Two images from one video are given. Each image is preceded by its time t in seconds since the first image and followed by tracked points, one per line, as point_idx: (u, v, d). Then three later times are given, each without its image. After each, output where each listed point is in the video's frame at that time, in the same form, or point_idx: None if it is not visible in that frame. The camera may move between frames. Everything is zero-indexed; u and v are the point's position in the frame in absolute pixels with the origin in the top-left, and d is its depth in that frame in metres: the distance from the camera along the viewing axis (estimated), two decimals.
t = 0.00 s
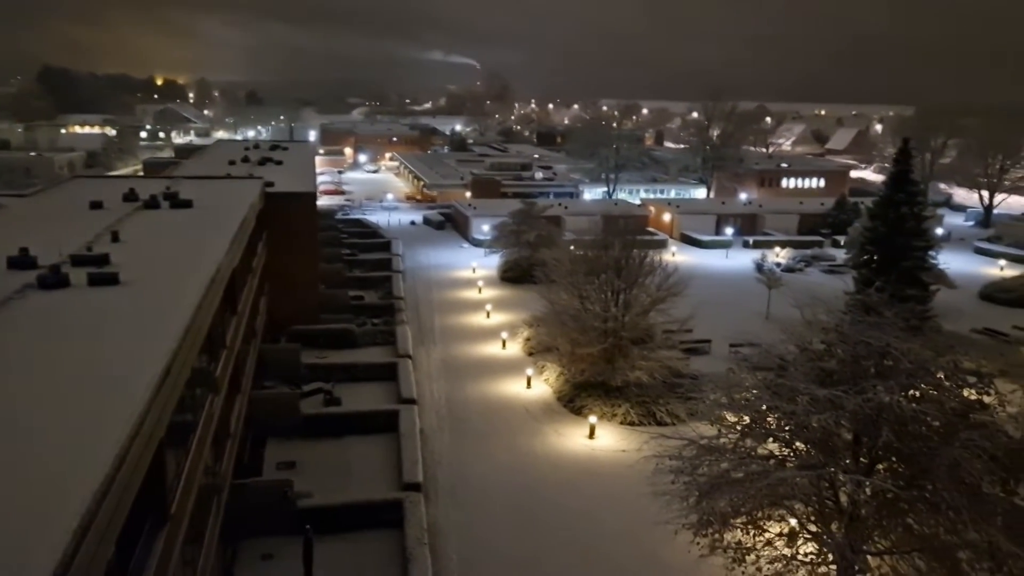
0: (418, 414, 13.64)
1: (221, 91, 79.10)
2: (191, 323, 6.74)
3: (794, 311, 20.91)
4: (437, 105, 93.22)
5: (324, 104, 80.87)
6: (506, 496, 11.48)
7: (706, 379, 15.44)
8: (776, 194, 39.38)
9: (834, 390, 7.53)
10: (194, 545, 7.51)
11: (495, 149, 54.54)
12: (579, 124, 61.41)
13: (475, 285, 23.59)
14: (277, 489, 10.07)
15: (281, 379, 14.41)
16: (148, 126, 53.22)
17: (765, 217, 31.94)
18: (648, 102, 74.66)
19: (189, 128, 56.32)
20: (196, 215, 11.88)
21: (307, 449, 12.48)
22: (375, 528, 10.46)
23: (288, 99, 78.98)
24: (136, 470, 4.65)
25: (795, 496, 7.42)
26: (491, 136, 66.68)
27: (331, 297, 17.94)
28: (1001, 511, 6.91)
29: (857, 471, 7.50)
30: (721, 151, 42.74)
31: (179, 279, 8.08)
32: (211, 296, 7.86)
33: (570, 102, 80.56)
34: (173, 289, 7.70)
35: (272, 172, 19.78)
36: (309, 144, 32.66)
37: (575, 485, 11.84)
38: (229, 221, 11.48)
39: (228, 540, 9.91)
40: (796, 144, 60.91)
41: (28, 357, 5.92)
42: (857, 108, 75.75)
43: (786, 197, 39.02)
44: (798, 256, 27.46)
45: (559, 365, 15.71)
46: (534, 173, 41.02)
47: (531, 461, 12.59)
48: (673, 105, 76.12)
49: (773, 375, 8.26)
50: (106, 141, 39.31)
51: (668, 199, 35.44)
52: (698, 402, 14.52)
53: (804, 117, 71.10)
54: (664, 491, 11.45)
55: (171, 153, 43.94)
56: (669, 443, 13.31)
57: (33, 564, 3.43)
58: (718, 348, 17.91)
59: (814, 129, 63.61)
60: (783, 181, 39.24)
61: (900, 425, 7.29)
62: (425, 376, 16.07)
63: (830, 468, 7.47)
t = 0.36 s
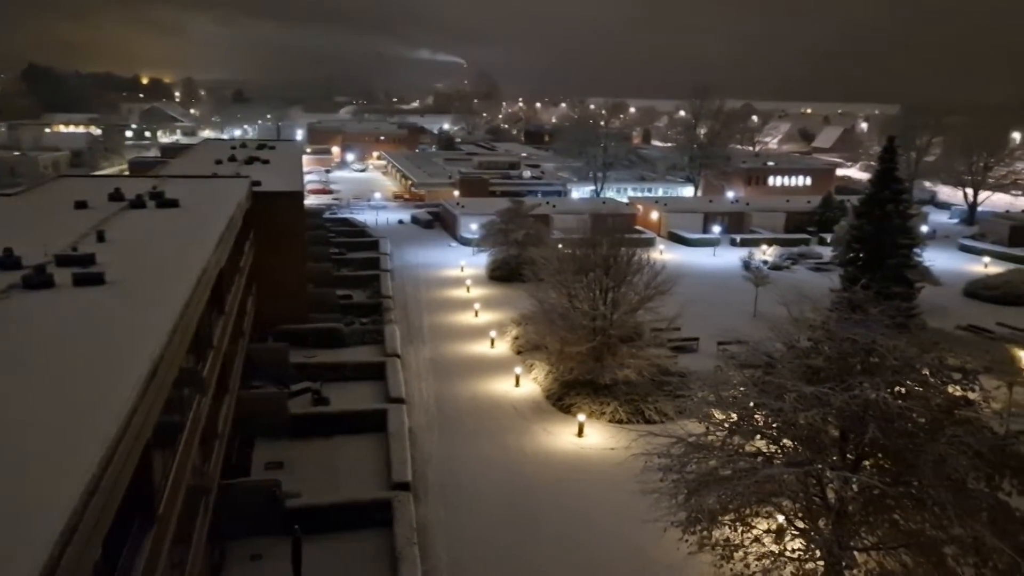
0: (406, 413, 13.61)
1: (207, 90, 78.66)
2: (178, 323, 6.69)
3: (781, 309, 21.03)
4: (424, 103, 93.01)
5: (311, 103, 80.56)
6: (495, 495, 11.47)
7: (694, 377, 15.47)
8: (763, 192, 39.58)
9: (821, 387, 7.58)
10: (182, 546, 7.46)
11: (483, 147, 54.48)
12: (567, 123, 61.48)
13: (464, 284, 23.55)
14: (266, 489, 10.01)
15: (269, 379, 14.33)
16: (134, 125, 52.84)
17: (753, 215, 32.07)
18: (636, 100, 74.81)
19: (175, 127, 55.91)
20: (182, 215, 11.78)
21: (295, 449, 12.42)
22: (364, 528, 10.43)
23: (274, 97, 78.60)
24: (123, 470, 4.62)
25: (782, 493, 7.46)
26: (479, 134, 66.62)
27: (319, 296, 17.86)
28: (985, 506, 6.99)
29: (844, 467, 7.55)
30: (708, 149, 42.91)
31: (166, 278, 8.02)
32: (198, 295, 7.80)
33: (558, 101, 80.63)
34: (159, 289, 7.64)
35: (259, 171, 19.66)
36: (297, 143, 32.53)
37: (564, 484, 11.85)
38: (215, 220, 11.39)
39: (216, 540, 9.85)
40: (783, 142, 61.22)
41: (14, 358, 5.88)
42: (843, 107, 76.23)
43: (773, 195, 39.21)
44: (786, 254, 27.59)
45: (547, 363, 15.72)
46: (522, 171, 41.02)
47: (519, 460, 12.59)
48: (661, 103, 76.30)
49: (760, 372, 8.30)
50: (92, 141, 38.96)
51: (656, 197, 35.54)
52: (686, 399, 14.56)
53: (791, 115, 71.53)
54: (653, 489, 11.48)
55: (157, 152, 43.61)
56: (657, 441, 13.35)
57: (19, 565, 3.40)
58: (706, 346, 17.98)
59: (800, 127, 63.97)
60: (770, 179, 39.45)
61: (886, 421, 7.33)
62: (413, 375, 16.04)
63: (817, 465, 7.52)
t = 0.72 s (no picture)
0: (393, 412, 13.58)
1: (190, 89, 78.06)
2: (162, 323, 6.63)
3: (766, 305, 21.20)
4: (409, 102, 92.89)
5: (296, 102, 80.22)
6: (483, 492, 11.52)
7: (680, 374, 15.55)
8: (748, 190, 39.83)
9: (806, 383, 7.64)
10: (168, 546, 7.41)
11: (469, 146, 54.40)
12: (553, 121, 61.57)
13: (451, 283, 23.54)
14: (252, 489, 9.95)
15: (255, 379, 14.26)
16: (117, 124, 52.37)
17: (738, 213, 32.26)
18: (621, 98, 75.04)
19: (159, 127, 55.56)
20: (166, 214, 11.68)
21: (282, 449, 12.37)
22: (352, 528, 10.39)
23: (259, 96, 78.14)
24: (108, 472, 4.56)
25: (768, 488, 7.51)
26: (465, 133, 66.61)
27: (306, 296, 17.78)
28: (968, 499, 7.06)
29: (829, 462, 7.61)
30: (693, 147, 43.11)
31: (150, 279, 7.95)
32: (183, 295, 7.74)
33: (543, 99, 80.73)
34: (145, 290, 7.57)
35: (243, 170, 19.52)
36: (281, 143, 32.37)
37: (553, 481, 11.88)
38: (199, 220, 11.30)
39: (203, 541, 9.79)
40: (767, 140, 61.59)
41: None
42: (827, 104, 76.83)
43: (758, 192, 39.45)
44: (771, 251, 27.78)
45: (534, 361, 15.75)
46: (508, 170, 41.03)
47: (507, 458, 12.61)
48: (645, 102, 76.85)
49: (746, 368, 8.34)
50: (74, 141, 38.57)
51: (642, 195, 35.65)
52: (672, 396, 14.63)
53: (775, 113, 72.01)
54: (640, 486, 11.54)
55: (141, 152, 43.30)
56: (644, 437, 13.43)
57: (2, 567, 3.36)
58: (692, 343, 18.08)
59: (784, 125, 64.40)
60: (754, 176, 39.69)
61: (870, 416, 7.38)
62: (400, 374, 16.01)
63: (802, 460, 7.58)
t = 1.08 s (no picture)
0: (381, 412, 13.54)
1: (175, 89, 77.51)
2: (148, 324, 6.57)
3: (752, 303, 21.30)
4: (396, 102, 92.64)
5: (282, 101, 79.80)
6: (472, 491, 11.51)
7: (668, 372, 15.59)
8: (735, 188, 40.01)
9: (793, 380, 7.68)
10: (155, 549, 7.35)
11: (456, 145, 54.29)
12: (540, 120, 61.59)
13: (438, 282, 23.49)
14: (239, 490, 9.89)
15: (242, 380, 14.17)
16: (101, 124, 51.94)
17: (724, 211, 32.40)
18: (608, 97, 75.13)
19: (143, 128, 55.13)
20: (151, 215, 11.59)
21: (269, 450, 12.30)
22: (340, 529, 10.35)
23: (244, 96, 77.70)
24: (94, 474, 4.53)
25: (756, 484, 7.54)
26: (452, 132, 66.50)
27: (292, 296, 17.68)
28: (953, 494, 7.13)
29: (816, 458, 7.65)
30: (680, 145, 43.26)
31: (136, 280, 7.89)
32: (169, 296, 7.67)
33: (530, 98, 80.72)
34: (130, 291, 7.50)
35: (229, 171, 19.40)
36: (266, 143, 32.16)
37: (542, 480, 11.89)
38: (185, 220, 11.21)
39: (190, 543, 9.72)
40: (753, 138, 61.89)
41: None
42: (812, 103, 77.25)
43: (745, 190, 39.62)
44: (757, 249, 27.91)
45: (522, 360, 15.75)
46: (495, 169, 41.00)
47: (496, 457, 12.60)
48: (632, 102, 77.02)
49: (733, 366, 8.37)
50: (57, 141, 38.21)
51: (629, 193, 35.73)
52: (660, 394, 14.67)
53: (761, 111, 72.36)
54: (628, 484, 11.56)
55: (125, 152, 42.95)
56: (632, 435, 13.46)
57: None
58: (680, 341, 18.14)
59: (770, 123, 64.72)
60: (740, 175, 39.88)
61: (856, 413, 7.41)
62: (388, 374, 15.97)
63: (790, 456, 7.62)
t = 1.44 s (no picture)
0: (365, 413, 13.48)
1: (155, 89, 76.79)
2: (129, 326, 6.50)
3: (735, 301, 21.45)
4: (378, 102, 92.28)
5: (263, 101, 79.20)
6: (457, 491, 11.48)
7: (652, 370, 15.64)
8: (717, 186, 40.25)
9: (775, 377, 7.72)
10: (138, 553, 7.27)
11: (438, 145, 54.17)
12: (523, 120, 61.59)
13: (422, 282, 23.44)
14: (223, 492, 9.81)
15: (225, 382, 14.06)
16: (79, 125, 51.35)
17: (707, 210, 32.58)
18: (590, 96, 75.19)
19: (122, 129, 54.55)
20: (131, 217, 11.46)
21: (253, 452, 12.22)
22: (325, 531, 10.29)
23: (225, 97, 77.09)
24: (75, 477, 4.47)
25: (739, 481, 7.59)
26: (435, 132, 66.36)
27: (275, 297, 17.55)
28: (934, 489, 7.22)
29: (799, 455, 7.71)
30: (663, 144, 43.46)
31: (116, 282, 7.80)
32: (151, 298, 7.60)
33: (513, 98, 80.67)
34: (109, 292, 7.42)
35: (210, 171, 19.22)
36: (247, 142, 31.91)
37: (527, 479, 11.89)
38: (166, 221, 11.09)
39: (173, 546, 9.64)
40: (735, 137, 62.29)
41: None
42: (793, 102, 77.80)
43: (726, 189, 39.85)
44: (740, 247, 28.09)
45: (506, 360, 15.75)
46: (478, 168, 40.97)
47: (481, 457, 12.58)
48: (614, 101, 77.12)
49: (716, 363, 8.41)
50: (35, 142, 37.72)
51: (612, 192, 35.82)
52: (644, 392, 14.72)
53: (742, 110, 72.82)
54: (613, 482, 11.58)
55: (104, 153, 42.47)
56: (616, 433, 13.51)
57: None
58: (663, 339, 18.23)
59: (752, 122, 65.15)
60: (722, 173, 40.10)
61: (838, 409, 7.47)
62: (372, 375, 15.90)
63: (772, 453, 7.68)
